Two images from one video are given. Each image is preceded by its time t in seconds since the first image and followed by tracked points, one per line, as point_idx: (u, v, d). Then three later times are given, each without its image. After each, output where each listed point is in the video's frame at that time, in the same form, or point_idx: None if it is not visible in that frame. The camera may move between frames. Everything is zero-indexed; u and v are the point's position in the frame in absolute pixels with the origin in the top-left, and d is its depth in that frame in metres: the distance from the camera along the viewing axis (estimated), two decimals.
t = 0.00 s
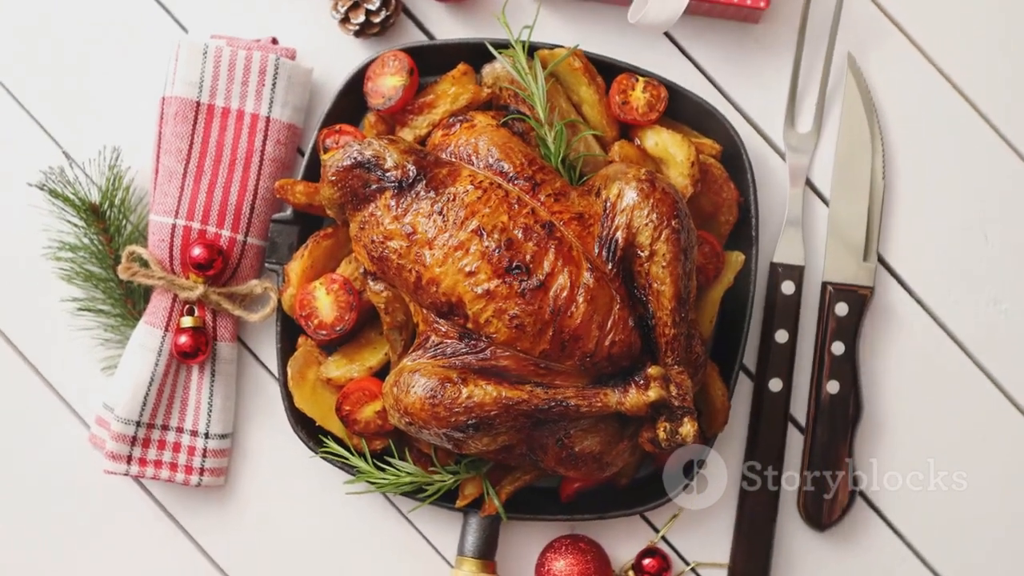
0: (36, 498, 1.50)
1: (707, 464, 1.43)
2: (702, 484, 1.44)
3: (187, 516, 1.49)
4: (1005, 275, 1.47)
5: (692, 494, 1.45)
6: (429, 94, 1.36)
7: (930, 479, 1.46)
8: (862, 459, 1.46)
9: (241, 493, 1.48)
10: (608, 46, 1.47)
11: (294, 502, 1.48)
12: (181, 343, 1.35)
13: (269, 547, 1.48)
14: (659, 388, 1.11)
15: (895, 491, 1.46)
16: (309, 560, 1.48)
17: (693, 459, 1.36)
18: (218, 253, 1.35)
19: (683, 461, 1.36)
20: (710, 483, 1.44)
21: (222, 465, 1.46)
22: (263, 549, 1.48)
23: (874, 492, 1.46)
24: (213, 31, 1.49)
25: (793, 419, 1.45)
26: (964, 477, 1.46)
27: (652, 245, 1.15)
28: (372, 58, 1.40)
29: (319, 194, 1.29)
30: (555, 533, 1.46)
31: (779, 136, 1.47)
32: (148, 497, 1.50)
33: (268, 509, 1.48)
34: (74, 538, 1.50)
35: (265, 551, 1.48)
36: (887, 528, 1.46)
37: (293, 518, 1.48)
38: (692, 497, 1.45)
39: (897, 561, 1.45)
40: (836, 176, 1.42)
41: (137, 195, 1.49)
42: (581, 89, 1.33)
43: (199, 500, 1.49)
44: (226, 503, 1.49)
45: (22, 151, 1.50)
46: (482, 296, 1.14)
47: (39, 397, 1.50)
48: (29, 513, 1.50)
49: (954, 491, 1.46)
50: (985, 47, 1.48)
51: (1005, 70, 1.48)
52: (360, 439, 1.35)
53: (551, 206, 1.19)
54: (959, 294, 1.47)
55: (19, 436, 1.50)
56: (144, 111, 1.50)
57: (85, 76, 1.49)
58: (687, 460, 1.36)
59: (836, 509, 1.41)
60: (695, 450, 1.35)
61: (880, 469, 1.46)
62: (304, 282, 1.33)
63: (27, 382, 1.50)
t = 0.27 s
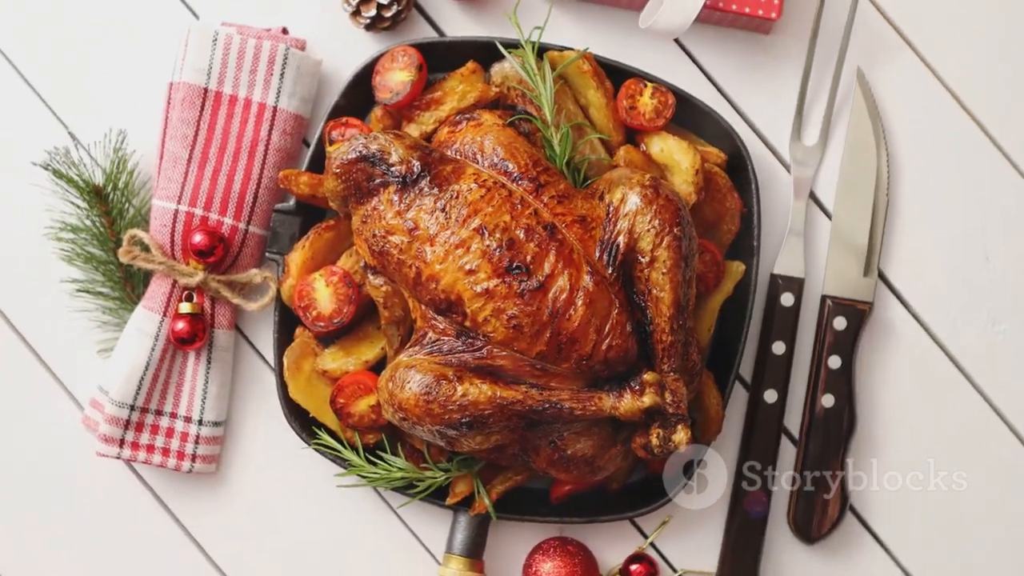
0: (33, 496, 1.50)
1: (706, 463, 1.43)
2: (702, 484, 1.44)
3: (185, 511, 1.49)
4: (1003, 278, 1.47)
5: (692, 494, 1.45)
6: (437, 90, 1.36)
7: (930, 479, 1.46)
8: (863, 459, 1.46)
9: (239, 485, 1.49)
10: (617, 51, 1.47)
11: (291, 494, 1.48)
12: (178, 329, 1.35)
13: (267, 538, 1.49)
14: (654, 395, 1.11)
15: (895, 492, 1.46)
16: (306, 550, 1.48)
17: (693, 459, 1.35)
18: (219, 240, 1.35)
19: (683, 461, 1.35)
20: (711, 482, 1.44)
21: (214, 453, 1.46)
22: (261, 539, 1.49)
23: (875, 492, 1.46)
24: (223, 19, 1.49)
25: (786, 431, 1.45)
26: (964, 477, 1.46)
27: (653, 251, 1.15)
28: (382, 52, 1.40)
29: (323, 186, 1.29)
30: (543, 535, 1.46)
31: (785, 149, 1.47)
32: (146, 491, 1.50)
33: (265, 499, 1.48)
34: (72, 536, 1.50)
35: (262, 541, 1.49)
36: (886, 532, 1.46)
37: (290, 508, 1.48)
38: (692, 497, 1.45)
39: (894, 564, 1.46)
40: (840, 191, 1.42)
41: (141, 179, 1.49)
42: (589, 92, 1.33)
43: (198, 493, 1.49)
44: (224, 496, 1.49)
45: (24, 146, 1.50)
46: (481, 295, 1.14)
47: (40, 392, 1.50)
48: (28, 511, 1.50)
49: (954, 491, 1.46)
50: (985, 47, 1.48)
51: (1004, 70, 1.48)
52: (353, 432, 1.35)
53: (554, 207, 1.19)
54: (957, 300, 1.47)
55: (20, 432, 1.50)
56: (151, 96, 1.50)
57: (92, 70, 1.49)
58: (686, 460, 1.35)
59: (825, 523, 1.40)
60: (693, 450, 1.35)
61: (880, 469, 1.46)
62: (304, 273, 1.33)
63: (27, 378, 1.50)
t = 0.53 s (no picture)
0: (33, 497, 1.50)
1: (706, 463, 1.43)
2: (702, 484, 1.44)
3: (184, 510, 1.49)
4: (1002, 280, 1.47)
5: (692, 493, 1.44)
6: (445, 87, 1.36)
7: (930, 479, 1.46)
8: (863, 459, 1.46)
9: (238, 478, 1.49)
10: (627, 56, 1.47)
11: (288, 488, 1.48)
12: (176, 314, 1.35)
13: (265, 529, 1.48)
14: (648, 401, 1.11)
15: (895, 492, 1.46)
16: (303, 541, 1.48)
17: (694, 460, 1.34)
18: (221, 227, 1.36)
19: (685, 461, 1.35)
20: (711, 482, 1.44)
21: (207, 439, 1.47)
22: (259, 529, 1.49)
23: (875, 492, 1.46)
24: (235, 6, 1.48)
25: (779, 444, 1.45)
26: (964, 477, 1.46)
27: (654, 257, 1.15)
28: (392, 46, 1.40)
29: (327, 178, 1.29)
30: (531, 535, 1.46)
31: (791, 161, 1.47)
32: (145, 489, 1.50)
33: (263, 490, 1.48)
34: (72, 538, 1.50)
35: (260, 532, 1.49)
36: (886, 536, 1.46)
37: (287, 498, 1.48)
38: (693, 496, 1.44)
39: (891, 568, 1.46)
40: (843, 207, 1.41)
41: (146, 163, 1.49)
42: (597, 96, 1.33)
43: (197, 487, 1.49)
44: (223, 491, 1.49)
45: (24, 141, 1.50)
46: (480, 294, 1.14)
47: (42, 389, 1.50)
48: (28, 512, 1.50)
49: (953, 491, 1.46)
50: (984, 44, 1.48)
51: (1001, 68, 1.48)
52: (346, 425, 1.35)
53: (557, 209, 1.19)
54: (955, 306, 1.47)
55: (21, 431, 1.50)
56: (159, 80, 1.50)
57: (98, 65, 1.50)
58: (686, 461, 1.34)
59: (814, 536, 1.40)
60: (695, 450, 1.34)
61: (880, 469, 1.46)
62: (304, 264, 1.33)
63: (28, 377, 1.50)
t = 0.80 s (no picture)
0: (33, 495, 1.51)
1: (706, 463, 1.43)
2: (702, 484, 1.44)
3: (183, 508, 1.50)
4: (1000, 283, 1.47)
5: (692, 493, 1.45)
6: (453, 85, 1.37)
7: (930, 479, 1.46)
8: (863, 459, 1.46)
9: (238, 472, 1.49)
10: (635, 60, 1.47)
11: (282, 479, 1.48)
12: (175, 302, 1.35)
13: (262, 519, 1.49)
14: (643, 406, 1.10)
15: (896, 492, 1.46)
16: (301, 532, 1.48)
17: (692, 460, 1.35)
18: (223, 216, 1.36)
19: (685, 461, 1.35)
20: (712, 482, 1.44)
21: (201, 428, 1.47)
22: (256, 520, 1.49)
23: (875, 492, 1.46)
24: None
25: (773, 454, 1.45)
26: (964, 477, 1.46)
27: (654, 263, 1.15)
28: (401, 42, 1.40)
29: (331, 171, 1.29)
30: (522, 536, 1.46)
31: (795, 172, 1.47)
32: (145, 485, 1.50)
33: (261, 482, 1.48)
34: (72, 536, 1.50)
35: (258, 523, 1.49)
36: (883, 538, 1.46)
37: (285, 490, 1.48)
38: (693, 496, 1.45)
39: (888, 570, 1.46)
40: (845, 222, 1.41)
41: (150, 149, 1.49)
42: (603, 99, 1.33)
43: (197, 482, 1.49)
44: (222, 486, 1.49)
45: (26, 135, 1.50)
46: (479, 293, 1.14)
47: (42, 377, 1.50)
48: (28, 510, 1.51)
49: (954, 491, 1.46)
50: (989, 54, 1.48)
51: (1002, 69, 1.48)
52: (340, 419, 1.35)
53: (559, 211, 1.19)
54: (954, 312, 1.47)
55: (22, 428, 1.50)
56: (167, 66, 1.50)
57: (105, 57, 1.50)
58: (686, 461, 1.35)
59: (804, 547, 1.41)
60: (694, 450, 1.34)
61: (880, 469, 1.46)
62: (305, 256, 1.33)
63: (29, 373, 1.50)
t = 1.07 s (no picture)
0: (33, 496, 1.51)
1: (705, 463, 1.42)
2: (702, 483, 1.43)
3: (180, 504, 1.50)
4: (999, 287, 1.47)
5: (693, 492, 1.44)
6: (461, 82, 1.36)
7: (930, 479, 1.46)
8: (863, 459, 1.46)
9: (235, 465, 1.49)
10: (645, 66, 1.47)
11: (275, 469, 1.48)
12: (173, 288, 1.35)
13: (257, 506, 1.49)
14: (637, 412, 1.10)
15: (896, 492, 1.46)
16: (297, 522, 1.48)
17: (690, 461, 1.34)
18: (225, 203, 1.36)
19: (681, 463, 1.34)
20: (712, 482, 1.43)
21: (195, 414, 1.47)
22: (252, 508, 1.49)
23: (875, 492, 1.46)
24: None
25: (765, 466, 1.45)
26: (964, 477, 1.46)
27: (654, 269, 1.15)
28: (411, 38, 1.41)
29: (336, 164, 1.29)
30: (512, 535, 1.46)
31: (800, 184, 1.47)
32: (143, 481, 1.50)
33: (258, 472, 1.48)
34: (72, 536, 1.51)
35: (254, 511, 1.49)
36: (882, 538, 1.46)
37: (279, 480, 1.48)
38: (693, 496, 1.44)
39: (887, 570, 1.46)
40: (847, 236, 1.41)
41: (157, 134, 1.49)
42: (611, 103, 1.33)
43: (195, 476, 1.49)
44: (219, 479, 1.49)
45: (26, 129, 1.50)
46: (478, 292, 1.14)
47: (40, 357, 1.51)
48: (28, 510, 1.51)
49: (954, 490, 1.46)
50: (998, 75, 1.47)
51: (1002, 69, 1.48)
52: (334, 411, 1.35)
53: (561, 213, 1.19)
54: (952, 322, 1.47)
55: (23, 426, 1.51)
56: (176, 52, 1.49)
57: (110, 49, 1.50)
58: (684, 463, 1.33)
59: (792, 559, 1.41)
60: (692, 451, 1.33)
61: (880, 469, 1.46)
62: (306, 247, 1.33)
63: (30, 369, 1.51)
